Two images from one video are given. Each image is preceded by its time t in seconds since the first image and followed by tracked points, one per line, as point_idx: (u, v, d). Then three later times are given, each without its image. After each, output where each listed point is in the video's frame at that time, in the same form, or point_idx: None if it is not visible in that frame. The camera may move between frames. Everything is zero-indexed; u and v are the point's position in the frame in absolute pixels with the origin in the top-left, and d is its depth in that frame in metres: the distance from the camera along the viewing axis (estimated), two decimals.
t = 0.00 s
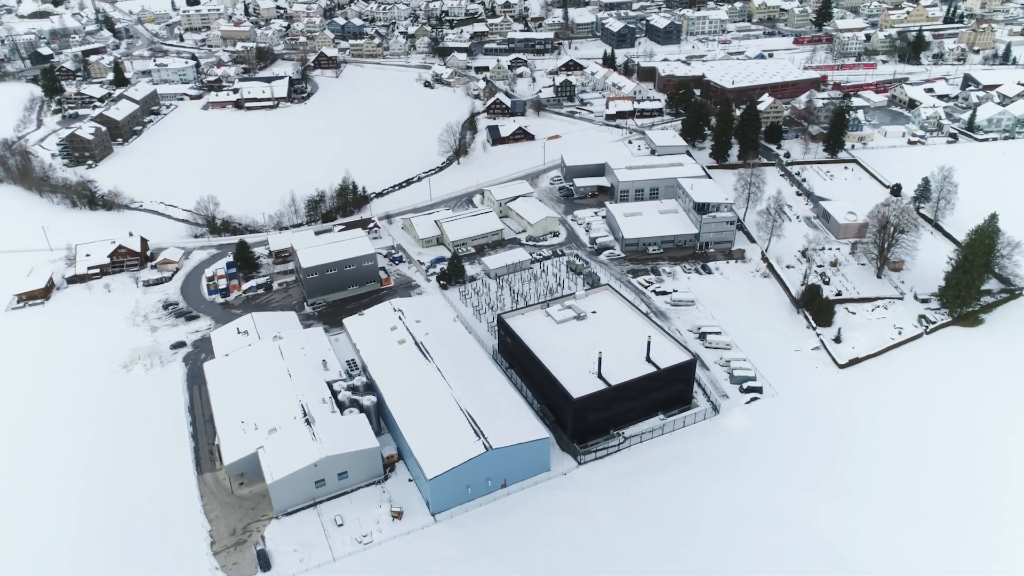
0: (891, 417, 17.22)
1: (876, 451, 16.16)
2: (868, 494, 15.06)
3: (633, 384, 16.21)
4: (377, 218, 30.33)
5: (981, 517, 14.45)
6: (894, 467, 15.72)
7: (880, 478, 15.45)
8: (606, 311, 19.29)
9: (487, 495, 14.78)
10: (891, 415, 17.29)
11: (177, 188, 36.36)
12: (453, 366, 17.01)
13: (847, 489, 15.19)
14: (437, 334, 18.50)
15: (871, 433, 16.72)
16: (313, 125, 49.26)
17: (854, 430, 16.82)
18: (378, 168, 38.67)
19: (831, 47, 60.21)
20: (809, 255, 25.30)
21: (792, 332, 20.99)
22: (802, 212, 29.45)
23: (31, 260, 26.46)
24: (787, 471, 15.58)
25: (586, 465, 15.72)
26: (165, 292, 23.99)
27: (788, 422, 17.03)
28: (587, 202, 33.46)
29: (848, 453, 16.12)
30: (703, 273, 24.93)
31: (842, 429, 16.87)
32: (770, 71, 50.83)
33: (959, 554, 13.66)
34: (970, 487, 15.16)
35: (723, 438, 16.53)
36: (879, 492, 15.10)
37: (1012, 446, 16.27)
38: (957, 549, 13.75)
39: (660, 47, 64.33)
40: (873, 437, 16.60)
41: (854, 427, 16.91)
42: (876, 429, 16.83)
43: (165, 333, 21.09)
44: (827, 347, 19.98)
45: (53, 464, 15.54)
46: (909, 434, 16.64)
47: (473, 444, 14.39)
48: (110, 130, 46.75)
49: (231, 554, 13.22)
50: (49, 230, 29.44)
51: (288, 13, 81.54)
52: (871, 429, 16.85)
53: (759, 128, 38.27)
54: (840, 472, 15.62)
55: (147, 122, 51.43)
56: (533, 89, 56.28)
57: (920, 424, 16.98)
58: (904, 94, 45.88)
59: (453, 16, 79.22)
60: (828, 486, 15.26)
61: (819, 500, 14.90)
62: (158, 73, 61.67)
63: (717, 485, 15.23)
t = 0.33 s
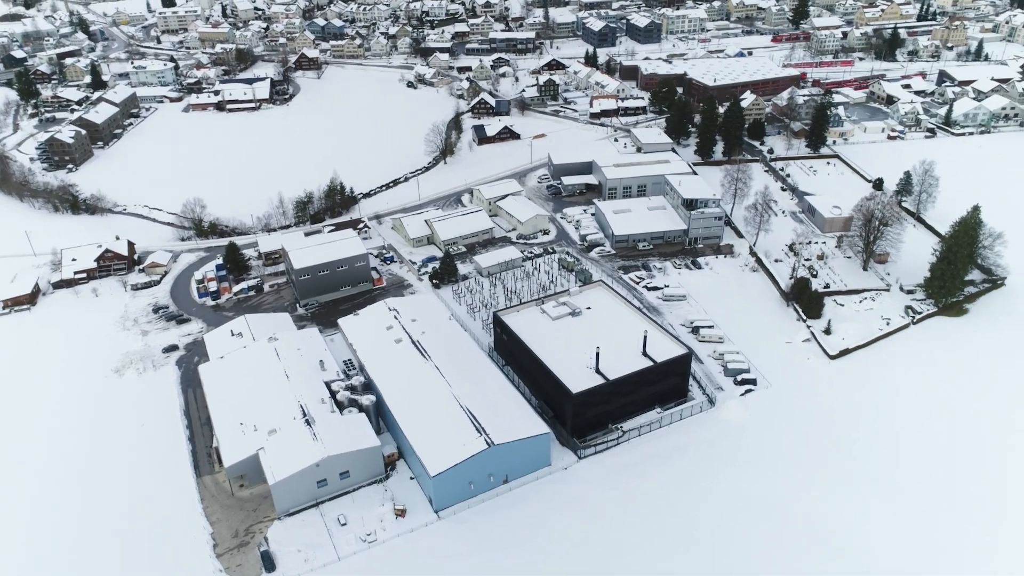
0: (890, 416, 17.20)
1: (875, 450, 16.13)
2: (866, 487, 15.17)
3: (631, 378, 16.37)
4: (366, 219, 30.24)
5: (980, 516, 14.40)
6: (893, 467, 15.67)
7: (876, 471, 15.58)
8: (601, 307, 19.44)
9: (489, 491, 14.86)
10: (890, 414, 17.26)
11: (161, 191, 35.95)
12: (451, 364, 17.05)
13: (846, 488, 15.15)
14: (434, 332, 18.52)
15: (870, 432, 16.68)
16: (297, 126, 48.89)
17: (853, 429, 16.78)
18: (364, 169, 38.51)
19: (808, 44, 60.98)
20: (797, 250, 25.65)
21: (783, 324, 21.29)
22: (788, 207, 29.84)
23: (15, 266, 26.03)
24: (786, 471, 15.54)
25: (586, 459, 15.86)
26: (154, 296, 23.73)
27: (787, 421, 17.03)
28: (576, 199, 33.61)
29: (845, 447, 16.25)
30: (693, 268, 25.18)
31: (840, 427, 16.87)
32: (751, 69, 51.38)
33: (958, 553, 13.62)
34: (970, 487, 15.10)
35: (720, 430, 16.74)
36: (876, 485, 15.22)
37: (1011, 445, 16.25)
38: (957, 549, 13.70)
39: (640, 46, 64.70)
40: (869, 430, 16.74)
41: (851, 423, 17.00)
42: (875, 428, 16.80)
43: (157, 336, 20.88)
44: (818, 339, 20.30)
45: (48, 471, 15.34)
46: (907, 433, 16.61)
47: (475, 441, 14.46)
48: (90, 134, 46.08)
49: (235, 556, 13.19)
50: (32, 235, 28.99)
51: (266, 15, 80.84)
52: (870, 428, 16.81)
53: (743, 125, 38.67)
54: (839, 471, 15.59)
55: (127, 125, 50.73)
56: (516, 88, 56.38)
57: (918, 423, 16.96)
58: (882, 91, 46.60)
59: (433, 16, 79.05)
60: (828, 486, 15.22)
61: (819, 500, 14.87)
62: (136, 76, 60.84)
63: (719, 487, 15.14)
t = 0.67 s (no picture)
0: (881, 404, 17.54)
1: (872, 447, 16.17)
2: (860, 473, 15.48)
3: (627, 372, 16.55)
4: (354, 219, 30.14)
5: (977, 515, 14.38)
6: (890, 464, 15.70)
7: (869, 458, 15.89)
8: (595, 303, 19.59)
9: (491, 487, 14.95)
10: (887, 411, 17.30)
11: (144, 195, 35.48)
12: (449, 362, 17.09)
13: (844, 486, 15.16)
14: (430, 331, 18.54)
15: (867, 430, 16.72)
16: (279, 128, 48.49)
17: (851, 427, 16.82)
18: (351, 170, 38.34)
19: (785, 42, 61.77)
20: (783, 244, 26.02)
21: (774, 317, 21.61)
22: (773, 202, 30.24)
23: None
24: (783, 460, 15.81)
25: (586, 453, 16.00)
26: (143, 300, 23.46)
27: (785, 418, 17.09)
28: (563, 197, 33.77)
29: (839, 436, 16.52)
30: (682, 263, 25.43)
31: (834, 419, 17.10)
32: (730, 67, 51.90)
33: (954, 543, 13.80)
34: (969, 487, 15.06)
35: (717, 421, 16.98)
36: (870, 471, 15.52)
37: (1007, 442, 16.29)
38: (955, 547, 13.69)
39: (619, 45, 65.06)
40: (863, 420, 17.03)
41: (844, 411, 17.32)
42: (867, 417, 17.12)
43: (148, 340, 20.66)
44: (808, 330, 20.64)
45: (43, 480, 15.13)
46: (904, 431, 16.65)
47: (477, 437, 14.55)
48: (68, 137, 45.33)
49: (239, 558, 13.16)
50: (14, 241, 28.50)
51: (243, 16, 79.92)
52: (867, 425, 16.86)
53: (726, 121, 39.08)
54: (835, 467, 15.67)
55: (105, 128, 49.96)
56: (499, 88, 56.43)
57: (915, 420, 17.01)
58: (860, 87, 47.31)
59: (413, 16, 78.81)
60: (825, 475, 15.47)
61: (817, 497, 14.88)
62: (112, 79, 59.88)
63: (719, 488, 15.10)
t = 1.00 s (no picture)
0: (872, 394, 17.87)
1: (872, 445, 16.19)
2: (855, 462, 15.76)
3: (625, 367, 16.71)
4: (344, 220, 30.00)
5: (974, 508, 14.56)
6: (888, 459, 15.84)
7: (864, 447, 16.19)
8: (590, 299, 19.73)
9: (494, 483, 15.03)
10: (887, 409, 17.32)
11: (127, 199, 35.01)
12: (447, 360, 17.12)
13: (844, 484, 15.18)
14: (427, 329, 18.56)
15: (864, 424, 16.85)
16: (262, 130, 48.07)
17: (850, 424, 16.86)
18: (337, 171, 38.15)
19: (763, 40, 62.47)
20: (771, 239, 26.37)
21: (764, 310, 21.91)
22: (759, 197, 30.59)
23: None
24: (780, 450, 16.05)
25: (586, 447, 16.15)
26: (132, 304, 23.18)
27: (782, 412, 17.26)
28: (551, 195, 33.88)
29: (833, 426, 16.82)
30: (672, 259, 25.67)
31: (828, 408, 17.40)
32: (711, 64, 52.36)
33: (948, 527, 14.12)
34: (968, 486, 15.06)
35: (714, 413, 17.21)
36: (865, 459, 15.81)
37: (995, 428, 16.68)
38: (950, 532, 14.01)
39: (600, 44, 65.36)
40: (856, 409, 17.32)
41: (838, 402, 17.60)
42: (860, 406, 17.44)
43: (139, 345, 20.43)
44: (799, 322, 20.96)
45: (39, 488, 14.91)
46: (900, 423, 16.84)
47: (479, 434, 14.62)
48: (46, 141, 44.57)
49: (244, 560, 13.11)
50: None
51: (219, 17, 78.98)
52: (864, 420, 16.99)
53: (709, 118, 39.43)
54: (831, 456, 15.94)
55: (83, 132, 49.16)
56: (481, 88, 56.42)
57: (906, 408, 17.37)
58: (838, 83, 47.97)
59: (393, 16, 78.47)
60: (821, 464, 15.73)
61: (817, 493, 14.99)
62: (88, 83, 58.92)
63: (722, 487, 15.08)
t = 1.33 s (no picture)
0: (864, 385, 18.20)
1: (869, 439, 16.40)
2: (850, 452, 16.06)
3: (623, 362, 16.86)
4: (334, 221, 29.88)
5: (965, 494, 14.93)
6: (881, 448, 16.17)
7: (857, 437, 16.50)
8: (585, 296, 19.85)
9: (497, 480, 15.12)
10: (883, 403, 17.54)
11: (111, 203, 34.57)
12: (447, 359, 17.14)
13: (843, 478, 15.38)
14: (424, 329, 18.57)
15: (856, 415, 17.19)
16: (246, 132, 47.66)
17: (846, 418, 17.08)
18: (324, 173, 37.94)
19: (742, 39, 63.16)
20: (759, 234, 26.71)
21: (756, 304, 22.20)
22: (745, 193, 30.91)
23: None
24: (776, 441, 16.31)
25: (587, 442, 16.29)
26: (122, 309, 22.93)
27: (777, 404, 17.53)
28: (540, 194, 33.98)
29: (827, 417, 17.11)
30: (663, 255, 25.88)
31: (821, 400, 17.70)
32: (693, 63, 52.78)
33: (941, 514, 14.47)
34: (959, 472, 15.46)
35: (711, 406, 17.43)
36: (859, 449, 16.12)
37: (983, 417, 17.06)
38: (943, 518, 14.37)
39: (582, 43, 65.64)
40: (848, 401, 17.63)
41: (831, 393, 17.91)
42: (852, 397, 17.77)
43: (132, 349, 20.23)
44: (790, 316, 21.27)
45: (35, 495, 14.75)
46: (891, 413, 17.18)
47: (482, 431, 14.68)
48: (26, 145, 43.86)
49: (249, 562, 13.09)
50: None
51: (198, 19, 78.14)
52: (856, 410, 17.33)
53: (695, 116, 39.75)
54: (826, 446, 16.24)
55: (63, 136, 48.45)
56: (466, 88, 56.40)
57: (896, 397, 17.73)
58: (818, 81, 48.49)
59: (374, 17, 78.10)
60: (816, 454, 16.01)
61: (814, 482, 15.27)
62: (66, 86, 58.02)
63: (723, 484, 15.17)
